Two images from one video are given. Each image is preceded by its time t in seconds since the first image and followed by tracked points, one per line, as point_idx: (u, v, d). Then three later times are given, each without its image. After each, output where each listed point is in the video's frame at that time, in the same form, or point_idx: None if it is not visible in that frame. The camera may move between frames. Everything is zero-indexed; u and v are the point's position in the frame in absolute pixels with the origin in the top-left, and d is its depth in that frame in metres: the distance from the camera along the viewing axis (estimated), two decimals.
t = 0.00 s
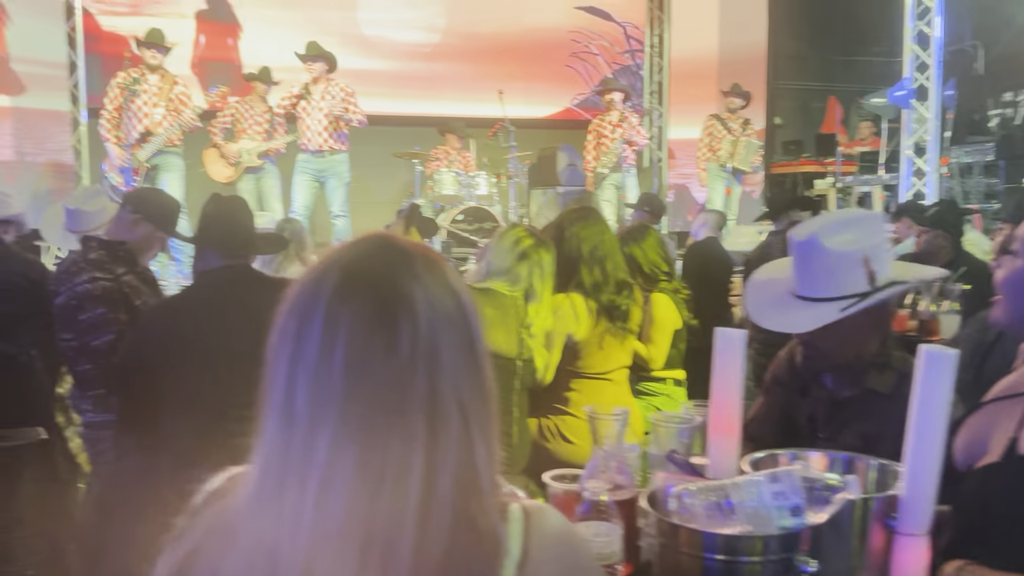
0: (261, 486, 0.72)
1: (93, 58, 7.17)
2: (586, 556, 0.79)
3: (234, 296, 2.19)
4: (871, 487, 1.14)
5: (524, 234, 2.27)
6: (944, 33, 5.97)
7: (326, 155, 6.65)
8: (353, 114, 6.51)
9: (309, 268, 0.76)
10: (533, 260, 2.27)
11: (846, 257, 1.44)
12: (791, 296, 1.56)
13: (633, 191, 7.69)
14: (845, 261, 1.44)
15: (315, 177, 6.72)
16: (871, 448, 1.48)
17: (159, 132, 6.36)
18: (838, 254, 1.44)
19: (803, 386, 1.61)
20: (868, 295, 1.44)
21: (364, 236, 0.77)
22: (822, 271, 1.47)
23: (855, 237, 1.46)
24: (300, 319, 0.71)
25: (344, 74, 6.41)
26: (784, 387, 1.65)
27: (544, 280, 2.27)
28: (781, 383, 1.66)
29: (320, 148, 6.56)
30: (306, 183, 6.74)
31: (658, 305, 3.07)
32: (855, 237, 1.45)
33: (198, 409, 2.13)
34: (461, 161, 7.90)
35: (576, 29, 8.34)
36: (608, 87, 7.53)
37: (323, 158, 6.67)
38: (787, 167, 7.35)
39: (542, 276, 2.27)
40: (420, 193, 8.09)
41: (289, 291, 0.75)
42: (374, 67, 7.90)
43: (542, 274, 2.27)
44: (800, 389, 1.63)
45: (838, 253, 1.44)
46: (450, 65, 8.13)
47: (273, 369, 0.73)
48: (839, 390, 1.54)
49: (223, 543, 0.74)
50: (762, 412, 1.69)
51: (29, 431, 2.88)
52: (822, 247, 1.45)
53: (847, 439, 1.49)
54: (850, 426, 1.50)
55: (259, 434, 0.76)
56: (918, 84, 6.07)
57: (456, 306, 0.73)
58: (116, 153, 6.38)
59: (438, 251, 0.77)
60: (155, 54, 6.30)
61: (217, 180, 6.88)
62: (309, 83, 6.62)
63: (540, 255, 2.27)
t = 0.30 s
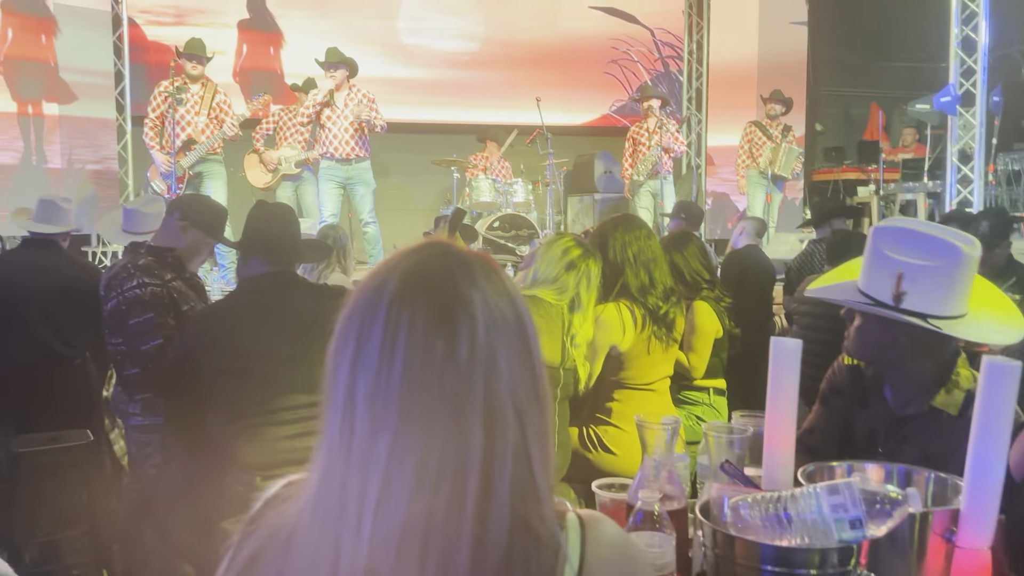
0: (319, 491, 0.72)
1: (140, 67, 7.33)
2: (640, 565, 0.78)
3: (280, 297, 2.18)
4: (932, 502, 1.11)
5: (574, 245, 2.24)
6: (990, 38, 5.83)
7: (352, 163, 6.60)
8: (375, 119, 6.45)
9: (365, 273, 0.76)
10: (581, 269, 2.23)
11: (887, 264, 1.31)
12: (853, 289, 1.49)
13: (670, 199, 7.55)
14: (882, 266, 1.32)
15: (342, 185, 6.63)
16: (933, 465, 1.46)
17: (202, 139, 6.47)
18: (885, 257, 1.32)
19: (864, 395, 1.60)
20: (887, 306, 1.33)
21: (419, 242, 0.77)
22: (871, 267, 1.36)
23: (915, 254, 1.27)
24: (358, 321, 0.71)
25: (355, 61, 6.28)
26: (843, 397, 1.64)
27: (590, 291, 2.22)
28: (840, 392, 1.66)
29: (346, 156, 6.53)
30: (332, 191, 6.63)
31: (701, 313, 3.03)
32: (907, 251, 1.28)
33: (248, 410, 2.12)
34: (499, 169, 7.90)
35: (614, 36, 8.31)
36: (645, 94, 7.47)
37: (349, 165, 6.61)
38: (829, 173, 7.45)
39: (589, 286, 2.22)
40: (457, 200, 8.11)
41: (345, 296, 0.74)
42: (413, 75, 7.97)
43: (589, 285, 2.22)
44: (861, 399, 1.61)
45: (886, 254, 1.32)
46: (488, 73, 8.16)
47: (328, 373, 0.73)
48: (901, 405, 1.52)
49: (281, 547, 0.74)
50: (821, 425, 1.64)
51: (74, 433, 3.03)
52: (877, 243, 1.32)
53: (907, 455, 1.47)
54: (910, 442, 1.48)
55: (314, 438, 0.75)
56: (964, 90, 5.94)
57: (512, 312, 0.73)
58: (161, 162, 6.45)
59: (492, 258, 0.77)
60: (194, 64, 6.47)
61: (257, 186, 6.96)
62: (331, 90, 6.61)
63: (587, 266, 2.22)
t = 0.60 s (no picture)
0: (381, 517, 0.71)
1: (184, 81, 7.47)
2: None
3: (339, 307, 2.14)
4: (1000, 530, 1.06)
5: (619, 263, 2.22)
6: None
7: (381, 175, 6.70)
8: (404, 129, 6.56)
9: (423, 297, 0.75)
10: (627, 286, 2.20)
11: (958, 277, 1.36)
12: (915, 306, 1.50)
13: (708, 210, 7.58)
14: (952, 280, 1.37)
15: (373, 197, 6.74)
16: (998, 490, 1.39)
17: (245, 152, 6.55)
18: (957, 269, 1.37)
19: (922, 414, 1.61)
20: (952, 317, 1.35)
21: (478, 266, 0.75)
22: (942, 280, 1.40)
23: (983, 267, 1.33)
24: (420, 348, 0.70)
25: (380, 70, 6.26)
26: (902, 417, 1.66)
27: (635, 309, 2.20)
28: (900, 413, 1.68)
29: (374, 168, 6.61)
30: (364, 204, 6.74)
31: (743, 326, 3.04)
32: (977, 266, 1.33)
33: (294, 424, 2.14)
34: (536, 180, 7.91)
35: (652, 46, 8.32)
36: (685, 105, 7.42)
37: (379, 178, 6.70)
38: (872, 184, 7.58)
39: (635, 303, 2.19)
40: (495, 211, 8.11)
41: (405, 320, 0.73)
42: (452, 87, 8.04)
43: (635, 302, 2.20)
44: (921, 419, 1.63)
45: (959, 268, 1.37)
46: (526, 84, 8.21)
47: (388, 398, 0.72)
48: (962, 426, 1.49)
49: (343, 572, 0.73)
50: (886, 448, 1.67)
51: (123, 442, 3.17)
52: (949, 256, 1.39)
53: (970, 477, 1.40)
54: (971, 464, 1.42)
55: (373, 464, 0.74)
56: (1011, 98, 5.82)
57: (575, 338, 0.71)
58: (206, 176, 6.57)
59: (552, 282, 0.75)
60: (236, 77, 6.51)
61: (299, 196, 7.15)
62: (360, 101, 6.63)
63: (634, 283, 2.20)
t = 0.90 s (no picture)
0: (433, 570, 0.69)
1: (220, 94, 7.56)
2: None
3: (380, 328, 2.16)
4: None
5: (659, 281, 2.18)
6: None
7: (411, 188, 6.80)
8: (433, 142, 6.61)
9: (472, 336, 0.72)
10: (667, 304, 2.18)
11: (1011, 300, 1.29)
12: (969, 325, 1.44)
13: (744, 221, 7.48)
14: (1006, 302, 1.31)
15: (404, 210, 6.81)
16: None
17: (281, 164, 6.68)
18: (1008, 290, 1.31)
19: (968, 440, 1.57)
20: (1005, 344, 1.29)
21: (529, 303, 0.73)
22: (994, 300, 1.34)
23: None
24: (474, 393, 0.67)
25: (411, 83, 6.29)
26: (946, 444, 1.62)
27: (676, 329, 2.18)
28: (943, 441, 1.64)
29: (401, 180, 6.71)
30: (395, 217, 6.81)
31: (781, 342, 3.01)
32: None
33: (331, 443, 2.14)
34: (568, 192, 7.89)
35: (684, 57, 8.29)
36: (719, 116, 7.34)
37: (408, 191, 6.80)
38: (908, 194, 7.73)
39: (675, 324, 2.17)
40: (526, 223, 8.09)
41: (455, 360, 0.71)
42: (484, 99, 8.07)
43: (676, 322, 2.18)
44: (967, 446, 1.57)
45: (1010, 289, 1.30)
46: (558, 96, 8.21)
47: (439, 443, 0.70)
48: (1013, 455, 1.44)
49: None
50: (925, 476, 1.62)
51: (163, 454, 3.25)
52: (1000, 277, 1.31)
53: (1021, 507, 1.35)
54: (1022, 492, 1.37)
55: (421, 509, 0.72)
56: None
57: (634, 381, 0.68)
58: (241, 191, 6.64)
59: (605, 318, 0.73)
60: (270, 90, 6.61)
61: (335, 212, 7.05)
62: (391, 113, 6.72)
63: (674, 302, 2.17)
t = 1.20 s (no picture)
0: None
1: (247, 105, 7.62)
2: None
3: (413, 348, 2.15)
4: None
5: (691, 296, 2.13)
6: None
7: (434, 199, 6.77)
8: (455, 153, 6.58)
9: (522, 373, 0.73)
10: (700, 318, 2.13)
11: None
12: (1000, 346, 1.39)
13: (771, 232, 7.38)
14: None
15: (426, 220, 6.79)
16: None
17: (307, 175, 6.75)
18: None
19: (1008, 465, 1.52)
20: None
21: (581, 340, 0.73)
22: None
23: None
24: (526, 439, 0.68)
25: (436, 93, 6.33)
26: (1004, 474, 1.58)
27: (709, 345, 2.12)
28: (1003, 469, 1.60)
29: (425, 191, 6.70)
30: (417, 227, 6.80)
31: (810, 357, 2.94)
32: None
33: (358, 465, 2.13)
34: (591, 202, 7.84)
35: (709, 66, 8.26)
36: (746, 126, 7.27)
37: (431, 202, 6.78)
38: (939, 205, 7.58)
39: (708, 339, 2.11)
40: (550, 233, 8.04)
41: (504, 400, 0.72)
42: (508, 109, 8.07)
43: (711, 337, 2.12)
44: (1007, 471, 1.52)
45: None
46: (582, 105, 8.18)
47: (488, 486, 0.71)
48: None
49: None
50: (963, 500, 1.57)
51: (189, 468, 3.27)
52: None
53: None
54: None
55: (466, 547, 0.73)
56: None
57: (693, 431, 0.69)
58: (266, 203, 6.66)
59: (660, 355, 0.73)
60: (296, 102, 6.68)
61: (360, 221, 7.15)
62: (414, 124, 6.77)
63: (706, 316, 2.12)
